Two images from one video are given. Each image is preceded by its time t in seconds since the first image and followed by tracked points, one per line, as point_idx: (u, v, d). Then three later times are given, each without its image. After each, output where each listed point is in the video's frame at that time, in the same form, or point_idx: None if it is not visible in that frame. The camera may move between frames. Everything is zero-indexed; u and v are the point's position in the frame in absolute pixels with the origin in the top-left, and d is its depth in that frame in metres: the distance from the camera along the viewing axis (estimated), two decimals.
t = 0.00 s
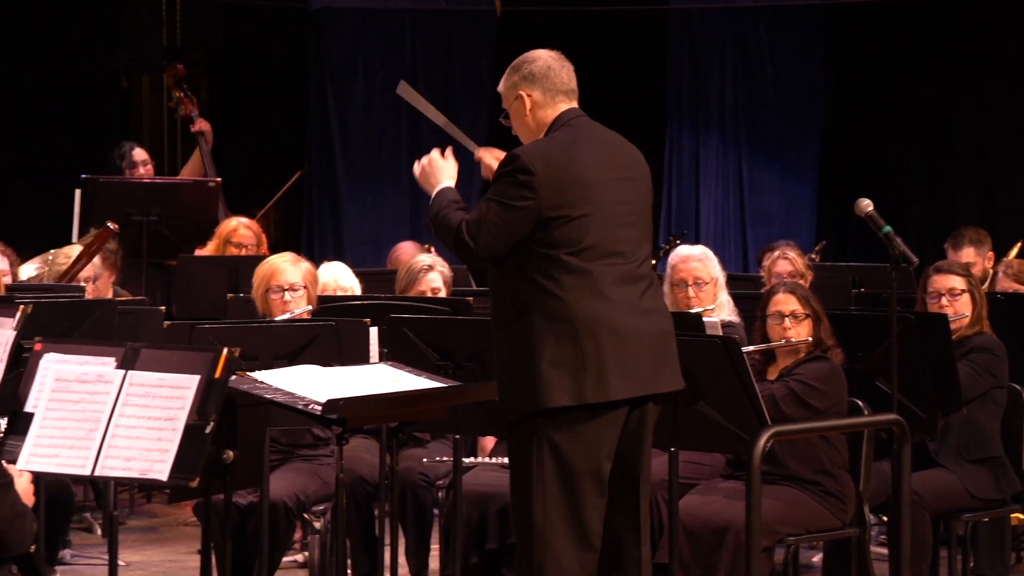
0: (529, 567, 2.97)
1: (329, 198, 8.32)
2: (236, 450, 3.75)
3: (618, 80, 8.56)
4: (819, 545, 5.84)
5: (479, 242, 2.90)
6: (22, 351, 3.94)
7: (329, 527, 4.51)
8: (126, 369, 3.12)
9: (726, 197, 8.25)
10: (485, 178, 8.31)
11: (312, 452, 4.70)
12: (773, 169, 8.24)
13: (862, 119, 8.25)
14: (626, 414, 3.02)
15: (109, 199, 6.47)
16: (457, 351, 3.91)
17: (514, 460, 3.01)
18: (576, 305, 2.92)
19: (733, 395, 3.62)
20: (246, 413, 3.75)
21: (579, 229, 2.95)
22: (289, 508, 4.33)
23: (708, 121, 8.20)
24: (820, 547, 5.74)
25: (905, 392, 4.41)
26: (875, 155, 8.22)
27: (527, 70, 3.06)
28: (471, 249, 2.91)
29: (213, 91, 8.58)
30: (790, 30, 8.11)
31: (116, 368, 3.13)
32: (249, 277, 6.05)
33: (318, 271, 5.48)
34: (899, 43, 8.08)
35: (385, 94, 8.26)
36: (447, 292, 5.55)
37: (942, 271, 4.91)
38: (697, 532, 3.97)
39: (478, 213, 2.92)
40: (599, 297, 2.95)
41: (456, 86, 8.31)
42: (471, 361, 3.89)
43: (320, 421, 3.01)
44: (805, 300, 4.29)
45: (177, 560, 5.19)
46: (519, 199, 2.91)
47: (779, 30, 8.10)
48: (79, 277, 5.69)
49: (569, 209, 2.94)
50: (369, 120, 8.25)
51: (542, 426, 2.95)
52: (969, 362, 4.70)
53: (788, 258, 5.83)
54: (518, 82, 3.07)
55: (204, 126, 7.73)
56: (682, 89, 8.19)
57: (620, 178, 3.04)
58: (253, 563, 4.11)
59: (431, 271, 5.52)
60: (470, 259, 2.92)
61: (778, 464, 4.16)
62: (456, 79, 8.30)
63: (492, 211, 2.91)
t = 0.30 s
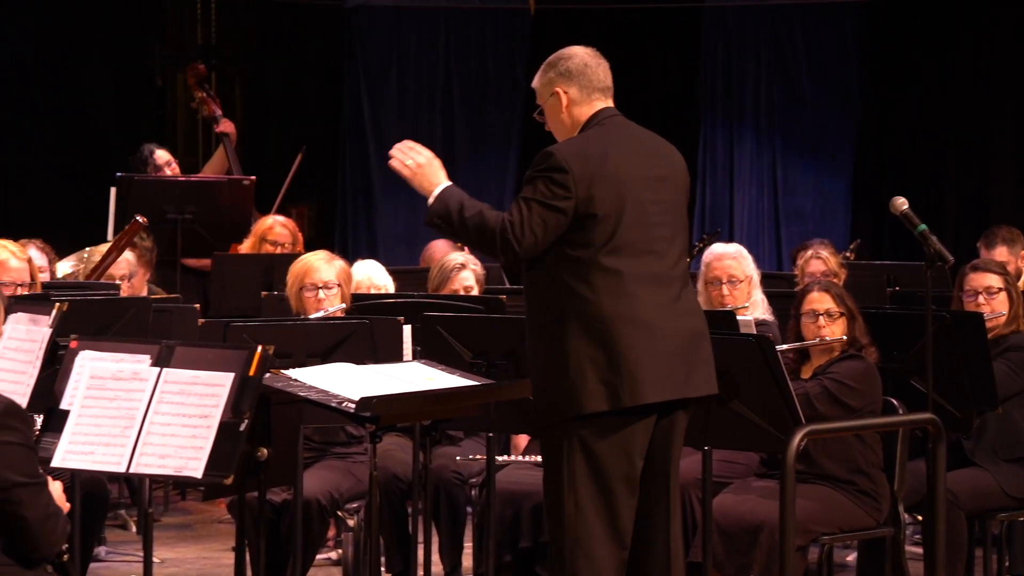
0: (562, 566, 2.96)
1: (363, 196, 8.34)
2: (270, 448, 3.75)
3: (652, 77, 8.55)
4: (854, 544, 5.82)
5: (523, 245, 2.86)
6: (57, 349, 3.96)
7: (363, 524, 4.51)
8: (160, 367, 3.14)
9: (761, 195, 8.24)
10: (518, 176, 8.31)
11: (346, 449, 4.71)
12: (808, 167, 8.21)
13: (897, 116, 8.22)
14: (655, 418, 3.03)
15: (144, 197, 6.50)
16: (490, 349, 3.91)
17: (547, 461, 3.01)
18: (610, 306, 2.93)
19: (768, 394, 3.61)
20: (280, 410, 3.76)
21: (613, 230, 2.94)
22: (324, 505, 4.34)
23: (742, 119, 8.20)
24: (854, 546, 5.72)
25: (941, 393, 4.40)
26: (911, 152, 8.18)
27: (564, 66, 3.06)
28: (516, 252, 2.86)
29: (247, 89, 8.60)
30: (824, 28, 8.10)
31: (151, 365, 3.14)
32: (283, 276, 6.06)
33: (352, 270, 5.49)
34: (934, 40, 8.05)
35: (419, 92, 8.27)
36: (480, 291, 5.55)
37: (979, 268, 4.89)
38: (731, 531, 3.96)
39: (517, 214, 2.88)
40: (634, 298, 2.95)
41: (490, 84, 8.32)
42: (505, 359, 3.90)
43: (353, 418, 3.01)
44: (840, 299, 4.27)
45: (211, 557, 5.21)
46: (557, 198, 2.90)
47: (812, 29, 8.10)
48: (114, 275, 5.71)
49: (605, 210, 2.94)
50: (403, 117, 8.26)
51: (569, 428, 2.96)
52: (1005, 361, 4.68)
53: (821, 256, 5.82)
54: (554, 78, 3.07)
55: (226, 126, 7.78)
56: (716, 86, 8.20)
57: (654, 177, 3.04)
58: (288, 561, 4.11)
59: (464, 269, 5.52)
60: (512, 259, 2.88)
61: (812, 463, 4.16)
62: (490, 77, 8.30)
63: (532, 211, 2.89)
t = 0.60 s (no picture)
0: (593, 566, 2.97)
1: (397, 195, 8.34)
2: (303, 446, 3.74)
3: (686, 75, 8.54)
4: (888, 543, 5.80)
5: (556, 238, 2.90)
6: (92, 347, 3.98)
7: (395, 522, 4.52)
8: (195, 365, 3.14)
9: (794, 194, 8.21)
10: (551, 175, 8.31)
11: (379, 448, 4.72)
12: (840, 165, 8.20)
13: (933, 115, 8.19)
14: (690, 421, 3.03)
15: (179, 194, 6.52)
16: (524, 348, 3.91)
17: (580, 461, 3.00)
18: (650, 307, 2.92)
19: (803, 393, 3.60)
20: (313, 409, 3.76)
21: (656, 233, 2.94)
22: (357, 503, 4.34)
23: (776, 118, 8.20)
24: (889, 546, 5.70)
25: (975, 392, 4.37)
26: (946, 150, 8.15)
27: (617, 65, 3.05)
28: (548, 245, 2.91)
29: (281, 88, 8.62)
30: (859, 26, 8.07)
31: (185, 363, 3.15)
32: (317, 274, 6.07)
33: (385, 269, 5.50)
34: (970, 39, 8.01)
35: (452, 91, 8.27)
36: (512, 289, 5.55)
37: (1014, 267, 4.87)
38: (764, 530, 3.96)
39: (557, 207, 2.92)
40: (674, 299, 2.94)
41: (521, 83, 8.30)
42: (538, 356, 3.89)
43: (387, 417, 3.02)
44: (874, 297, 4.25)
45: (244, 554, 5.22)
46: (598, 197, 2.91)
47: (847, 26, 8.06)
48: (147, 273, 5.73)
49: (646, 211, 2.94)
50: (437, 116, 8.26)
51: (603, 424, 2.95)
52: None
53: (855, 255, 5.80)
54: (604, 76, 3.06)
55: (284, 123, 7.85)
56: (750, 84, 8.17)
57: (699, 180, 3.04)
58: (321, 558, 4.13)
59: (496, 268, 5.53)
60: (546, 255, 2.92)
61: (845, 462, 4.15)
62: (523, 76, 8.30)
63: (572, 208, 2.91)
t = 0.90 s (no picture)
0: (615, 563, 2.96)
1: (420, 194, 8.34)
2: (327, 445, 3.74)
3: (709, 74, 8.53)
4: (912, 542, 5.78)
5: (572, 222, 2.89)
6: (116, 345, 3.99)
7: (418, 521, 4.52)
8: (218, 363, 3.15)
9: (818, 191, 8.24)
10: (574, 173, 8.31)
11: (402, 446, 4.73)
12: (865, 164, 8.22)
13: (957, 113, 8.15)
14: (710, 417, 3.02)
15: (203, 193, 6.53)
16: (547, 346, 3.91)
17: (600, 453, 3.01)
18: (671, 298, 2.92)
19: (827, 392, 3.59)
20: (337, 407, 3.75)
21: (676, 226, 2.94)
22: (380, 501, 4.34)
23: (800, 118, 8.21)
24: (913, 545, 5.68)
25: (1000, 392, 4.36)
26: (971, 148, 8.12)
27: (640, 61, 3.04)
28: (566, 227, 2.90)
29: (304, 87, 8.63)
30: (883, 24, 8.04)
31: (209, 361, 3.15)
32: (340, 272, 6.08)
33: (407, 267, 5.51)
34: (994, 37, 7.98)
35: (475, 90, 8.27)
36: (534, 288, 5.55)
37: None
38: (787, 528, 3.95)
39: (575, 191, 2.90)
40: (693, 290, 2.95)
41: (544, 82, 8.29)
42: (561, 354, 3.90)
43: (410, 416, 3.01)
44: (898, 296, 4.24)
45: (268, 552, 5.24)
46: (621, 188, 2.89)
47: (872, 28, 8.11)
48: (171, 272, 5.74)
49: (668, 203, 2.93)
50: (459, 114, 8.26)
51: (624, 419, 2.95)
52: None
53: (879, 254, 5.78)
54: (627, 72, 3.05)
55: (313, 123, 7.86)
56: (774, 84, 8.22)
57: (719, 173, 3.04)
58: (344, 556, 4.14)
59: (518, 266, 5.52)
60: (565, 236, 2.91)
61: (869, 462, 4.14)
62: (546, 75, 8.29)
63: (593, 197, 2.89)
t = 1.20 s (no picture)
0: (629, 562, 2.96)
1: (431, 193, 8.34)
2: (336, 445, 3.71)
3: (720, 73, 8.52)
4: (922, 542, 5.78)
5: (581, 226, 2.91)
6: (127, 345, 4.00)
7: (430, 520, 4.52)
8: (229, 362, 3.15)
9: (829, 189, 8.18)
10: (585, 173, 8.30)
11: (413, 445, 4.74)
12: (877, 163, 8.19)
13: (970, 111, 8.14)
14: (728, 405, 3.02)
15: (214, 192, 6.54)
16: (559, 345, 3.91)
17: (612, 454, 3.00)
18: (681, 299, 2.92)
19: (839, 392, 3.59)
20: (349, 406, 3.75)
21: (687, 226, 2.94)
22: (391, 500, 4.34)
23: (811, 116, 8.12)
24: (923, 544, 5.68)
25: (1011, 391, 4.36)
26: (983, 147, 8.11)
27: (650, 57, 3.04)
28: (575, 232, 2.91)
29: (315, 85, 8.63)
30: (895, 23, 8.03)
31: (221, 361, 3.16)
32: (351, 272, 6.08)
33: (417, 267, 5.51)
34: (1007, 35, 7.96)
35: (486, 90, 8.27)
36: (544, 287, 5.55)
37: None
38: (799, 528, 3.95)
39: (584, 196, 2.92)
40: (703, 291, 2.95)
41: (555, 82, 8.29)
42: (573, 354, 3.90)
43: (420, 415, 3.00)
44: (910, 295, 4.24)
45: (279, 552, 5.24)
46: (630, 188, 2.90)
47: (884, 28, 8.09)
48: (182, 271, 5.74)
49: (677, 204, 2.94)
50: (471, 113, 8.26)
51: (638, 417, 2.95)
52: None
53: (890, 253, 5.78)
54: (636, 66, 3.04)
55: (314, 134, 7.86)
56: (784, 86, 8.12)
57: (728, 172, 3.04)
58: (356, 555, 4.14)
59: (527, 267, 5.52)
60: (573, 241, 2.93)
61: (880, 461, 4.14)
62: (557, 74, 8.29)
63: (601, 200, 2.90)
